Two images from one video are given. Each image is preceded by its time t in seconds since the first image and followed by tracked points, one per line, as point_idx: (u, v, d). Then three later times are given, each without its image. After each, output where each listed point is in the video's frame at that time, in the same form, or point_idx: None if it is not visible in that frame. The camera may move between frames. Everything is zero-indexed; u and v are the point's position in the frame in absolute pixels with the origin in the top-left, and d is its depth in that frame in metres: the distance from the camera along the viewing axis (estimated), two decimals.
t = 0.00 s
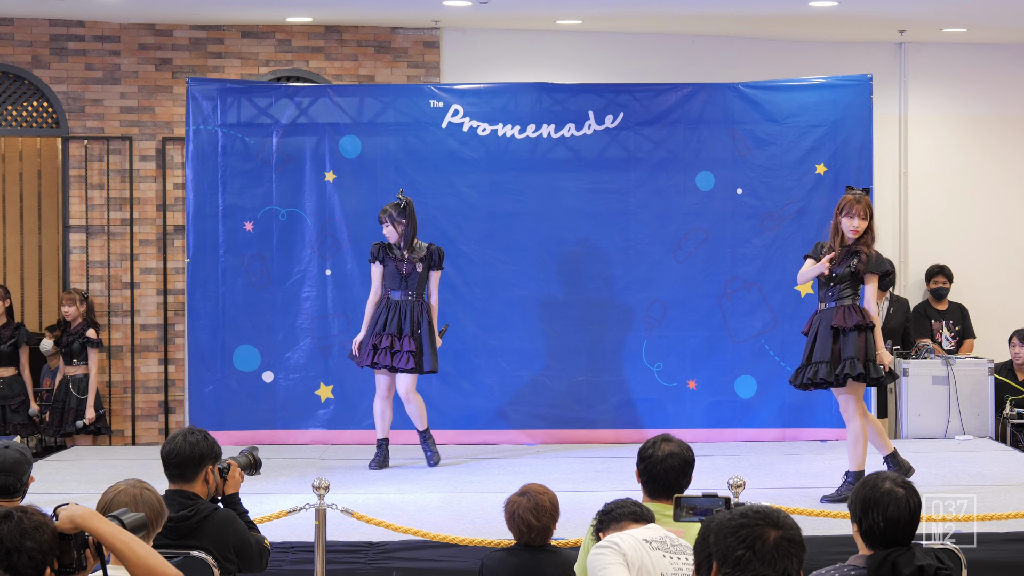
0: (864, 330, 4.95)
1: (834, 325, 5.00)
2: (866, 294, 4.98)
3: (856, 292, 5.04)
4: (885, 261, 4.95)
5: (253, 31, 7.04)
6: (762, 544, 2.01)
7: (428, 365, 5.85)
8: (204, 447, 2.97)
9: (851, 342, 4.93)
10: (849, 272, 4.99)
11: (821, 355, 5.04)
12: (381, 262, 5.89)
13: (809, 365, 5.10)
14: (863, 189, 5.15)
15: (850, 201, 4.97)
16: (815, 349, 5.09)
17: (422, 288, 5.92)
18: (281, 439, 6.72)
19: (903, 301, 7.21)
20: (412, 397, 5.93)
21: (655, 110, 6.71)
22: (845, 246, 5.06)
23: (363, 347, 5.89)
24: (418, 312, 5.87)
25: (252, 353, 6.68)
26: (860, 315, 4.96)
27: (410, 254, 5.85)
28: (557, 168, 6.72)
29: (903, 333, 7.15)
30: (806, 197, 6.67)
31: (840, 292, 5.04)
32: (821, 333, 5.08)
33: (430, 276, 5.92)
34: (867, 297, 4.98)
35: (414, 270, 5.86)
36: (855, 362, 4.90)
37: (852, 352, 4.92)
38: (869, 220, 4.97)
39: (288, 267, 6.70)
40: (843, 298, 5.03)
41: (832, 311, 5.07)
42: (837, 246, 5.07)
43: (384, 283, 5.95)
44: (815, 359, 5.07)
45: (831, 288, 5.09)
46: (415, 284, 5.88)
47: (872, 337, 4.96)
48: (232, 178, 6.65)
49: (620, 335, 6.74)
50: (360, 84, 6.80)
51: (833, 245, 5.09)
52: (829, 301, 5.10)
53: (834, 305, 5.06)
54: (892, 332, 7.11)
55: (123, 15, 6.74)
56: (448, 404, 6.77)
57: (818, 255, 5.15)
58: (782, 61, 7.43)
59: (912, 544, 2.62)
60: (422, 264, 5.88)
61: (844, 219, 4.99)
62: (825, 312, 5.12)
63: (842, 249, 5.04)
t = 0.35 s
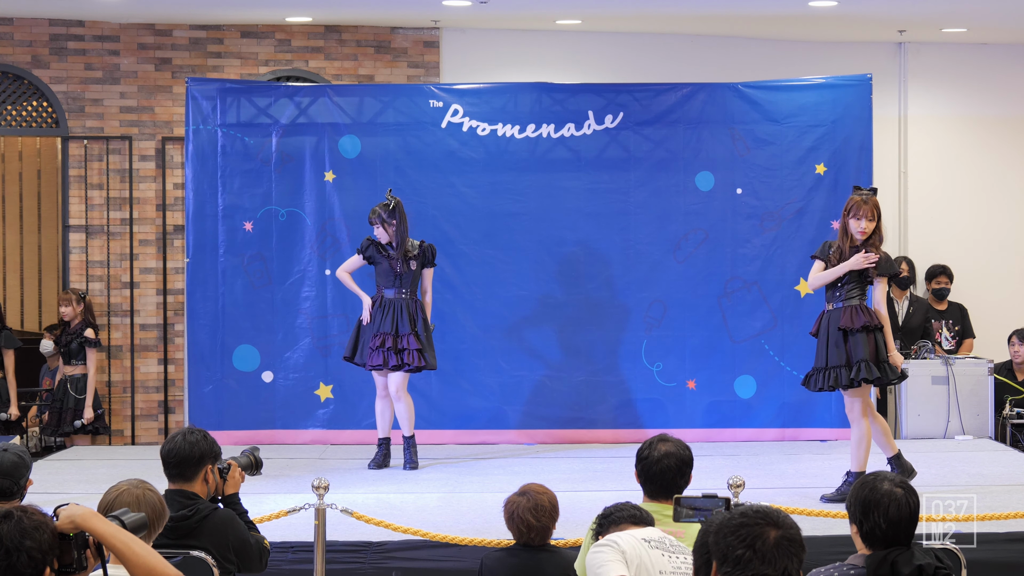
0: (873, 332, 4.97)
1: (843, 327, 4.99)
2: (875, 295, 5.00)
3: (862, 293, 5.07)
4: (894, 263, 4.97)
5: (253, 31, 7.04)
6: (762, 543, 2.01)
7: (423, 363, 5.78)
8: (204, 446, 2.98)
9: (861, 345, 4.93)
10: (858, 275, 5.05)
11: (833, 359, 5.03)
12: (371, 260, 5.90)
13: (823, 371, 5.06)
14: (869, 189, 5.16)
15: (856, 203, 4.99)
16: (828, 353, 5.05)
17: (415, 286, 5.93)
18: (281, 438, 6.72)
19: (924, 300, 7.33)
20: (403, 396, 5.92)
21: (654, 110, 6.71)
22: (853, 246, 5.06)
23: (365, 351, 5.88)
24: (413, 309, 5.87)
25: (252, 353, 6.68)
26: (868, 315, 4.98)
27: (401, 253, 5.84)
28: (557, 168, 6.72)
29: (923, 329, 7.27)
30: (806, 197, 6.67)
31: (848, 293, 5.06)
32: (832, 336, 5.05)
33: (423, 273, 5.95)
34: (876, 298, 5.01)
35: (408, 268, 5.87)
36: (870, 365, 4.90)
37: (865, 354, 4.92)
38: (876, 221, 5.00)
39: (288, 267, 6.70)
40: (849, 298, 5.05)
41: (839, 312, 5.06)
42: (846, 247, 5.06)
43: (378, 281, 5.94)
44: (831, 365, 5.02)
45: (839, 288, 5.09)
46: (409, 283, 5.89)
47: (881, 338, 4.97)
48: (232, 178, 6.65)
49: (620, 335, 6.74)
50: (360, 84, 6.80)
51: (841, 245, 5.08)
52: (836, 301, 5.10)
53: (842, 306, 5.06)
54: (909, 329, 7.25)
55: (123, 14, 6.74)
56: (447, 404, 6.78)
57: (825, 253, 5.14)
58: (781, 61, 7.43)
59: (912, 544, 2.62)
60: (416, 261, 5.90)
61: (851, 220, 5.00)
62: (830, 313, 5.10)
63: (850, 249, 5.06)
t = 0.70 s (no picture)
0: (870, 332, 4.96)
1: (840, 327, 4.99)
2: (874, 297, 4.99)
3: (862, 294, 5.05)
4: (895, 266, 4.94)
5: (253, 31, 7.04)
6: (762, 543, 2.01)
7: (416, 364, 5.77)
8: (206, 447, 2.97)
9: (857, 345, 4.93)
10: (858, 277, 5.03)
11: (828, 358, 5.02)
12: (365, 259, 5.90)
13: (819, 370, 5.07)
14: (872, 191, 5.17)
15: (858, 204, 4.99)
16: (824, 353, 5.05)
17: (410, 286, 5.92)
18: (281, 438, 6.71)
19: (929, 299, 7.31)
20: (398, 396, 5.89)
21: (654, 110, 6.71)
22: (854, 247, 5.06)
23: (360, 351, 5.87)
24: (407, 310, 5.86)
25: (252, 353, 6.68)
26: (866, 317, 4.97)
27: (396, 253, 5.84)
28: (557, 168, 6.72)
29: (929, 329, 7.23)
30: (806, 197, 6.67)
31: (847, 293, 5.06)
32: (828, 336, 5.05)
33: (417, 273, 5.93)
34: (874, 300, 5.00)
35: (402, 268, 5.87)
36: (865, 365, 4.90)
37: (861, 355, 4.91)
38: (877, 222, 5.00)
39: (288, 267, 6.70)
40: (849, 298, 5.04)
41: (837, 312, 5.06)
42: (847, 248, 5.06)
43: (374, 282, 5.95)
44: (825, 364, 5.03)
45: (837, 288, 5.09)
46: (402, 283, 5.88)
47: (878, 338, 4.96)
48: (232, 178, 6.65)
49: (620, 335, 6.73)
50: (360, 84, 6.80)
51: (843, 246, 5.08)
52: (836, 301, 5.10)
53: (841, 306, 5.05)
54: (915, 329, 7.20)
55: (123, 14, 6.74)
56: (447, 403, 6.78)
57: (827, 254, 5.14)
58: (781, 61, 7.43)
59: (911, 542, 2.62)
60: (409, 262, 5.89)
61: (853, 223, 5.01)
62: (829, 313, 5.11)
63: (850, 250, 5.06)
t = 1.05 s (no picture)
0: (868, 333, 4.95)
1: (838, 327, 5.00)
2: (872, 297, 4.98)
3: (860, 294, 5.04)
4: (892, 265, 4.94)
5: (253, 31, 7.04)
6: (762, 543, 2.01)
7: (416, 365, 5.77)
8: (205, 447, 2.97)
9: (854, 346, 4.94)
10: (856, 277, 5.02)
11: (826, 359, 5.03)
12: (362, 260, 5.90)
13: (816, 370, 5.08)
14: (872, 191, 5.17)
15: (855, 203, 4.99)
16: (822, 354, 5.06)
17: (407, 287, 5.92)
18: (281, 439, 6.71)
19: (931, 300, 7.28)
20: (397, 396, 5.88)
21: (654, 110, 6.71)
22: (852, 248, 5.06)
23: (357, 352, 5.87)
24: (404, 311, 5.87)
25: (252, 353, 6.68)
26: (864, 317, 4.97)
27: (390, 254, 5.86)
28: (557, 168, 6.72)
29: (929, 330, 7.23)
30: (806, 197, 6.67)
31: (845, 293, 5.05)
32: (827, 337, 5.06)
33: (415, 275, 5.93)
34: (873, 299, 4.98)
35: (399, 269, 5.86)
36: (862, 366, 4.91)
37: (858, 356, 4.92)
38: (875, 221, 5.00)
39: (287, 267, 6.70)
40: (847, 298, 5.04)
41: (833, 313, 5.07)
42: (845, 248, 5.07)
43: (370, 283, 5.94)
44: (824, 364, 5.03)
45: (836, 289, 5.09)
46: (399, 284, 5.88)
47: (875, 338, 4.96)
48: (232, 178, 6.65)
49: (620, 336, 6.73)
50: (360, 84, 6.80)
51: (841, 247, 5.09)
52: (834, 302, 5.10)
53: (839, 306, 5.06)
54: (915, 330, 7.22)
55: (123, 15, 6.74)
56: (447, 404, 6.77)
57: (825, 254, 5.15)
58: (781, 61, 7.43)
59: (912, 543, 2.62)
60: (405, 263, 5.89)
61: (850, 222, 5.01)
62: (826, 313, 5.11)
63: (848, 251, 5.06)
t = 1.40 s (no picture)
0: (865, 333, 4.96)
1: (835, 328, 5.00)
2: (871, 297, 4.98)
3: (859, 294, 5.04)
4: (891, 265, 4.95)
5: (253, 31, 7.04)
6: (761, 544, 2.01)
7: (413, 365, 5.80)
8: (205, 447, 2.97)
9: (850, 346, 4.95)
10: (855, 277, 5.02)
11: (824, 360, 5.04)
12: (361, 261, 5.90)
13: (814, 370, 5.09)
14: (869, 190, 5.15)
15: (853, 203, 4.98)
16: (820, 354, 5.07)
17: (406, 288, 5.92)
18: (281, 439, 6.72)
19: (929, 302, 7.23)
20: (397, 396, 5.88)
21: (654, 110, 6.71)
22: (851, 248, 5.07)
23: (354, 351, 5.88)
24: (402, 311, 5.88)
25: (252, 353, 6.68)
26: (861, 317, 4.95)
27: (391, 255, 5.85)
28: (557, 168, 6.72)
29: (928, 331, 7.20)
30: (806, 197, 6.67)
31: (843, 294, 5.05)
32: (825, 337, 5.06)
33: (411, 274, 5.89)
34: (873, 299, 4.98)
35: (396, 270, 5.86)
36: (858, 366, 4.91)
37: (855, 356, 4.93)
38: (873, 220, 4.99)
39: (288, 267, 6.70)
40: (845, 298, 5.03)
41: (830, 313, 5.08)
42: (844, 248, 5.07)
43: (368, 283, 5.94)
44: (821, 365, 5.04)
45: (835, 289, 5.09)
46: (397, 284, 5.88)
47: (873, 338, 4.96)
48: (231, 179, 6.65)
49: (620, 336, 6.73)
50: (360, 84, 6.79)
51: (839, 247, 5.10)
52: (833, 302, 5.10)
53: (836, 307, 5.06)
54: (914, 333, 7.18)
55: (123, 15, 6.73)
56: (447, 403, 6.77)
57: (824, 254, 5.16)
58: (781, 61, 7.43)
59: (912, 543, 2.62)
60: (403, 264, 5.88)
61: (848, 222, 5.01)
62: (824, 313, 5.12)
63: (847, 251, 5.06)
